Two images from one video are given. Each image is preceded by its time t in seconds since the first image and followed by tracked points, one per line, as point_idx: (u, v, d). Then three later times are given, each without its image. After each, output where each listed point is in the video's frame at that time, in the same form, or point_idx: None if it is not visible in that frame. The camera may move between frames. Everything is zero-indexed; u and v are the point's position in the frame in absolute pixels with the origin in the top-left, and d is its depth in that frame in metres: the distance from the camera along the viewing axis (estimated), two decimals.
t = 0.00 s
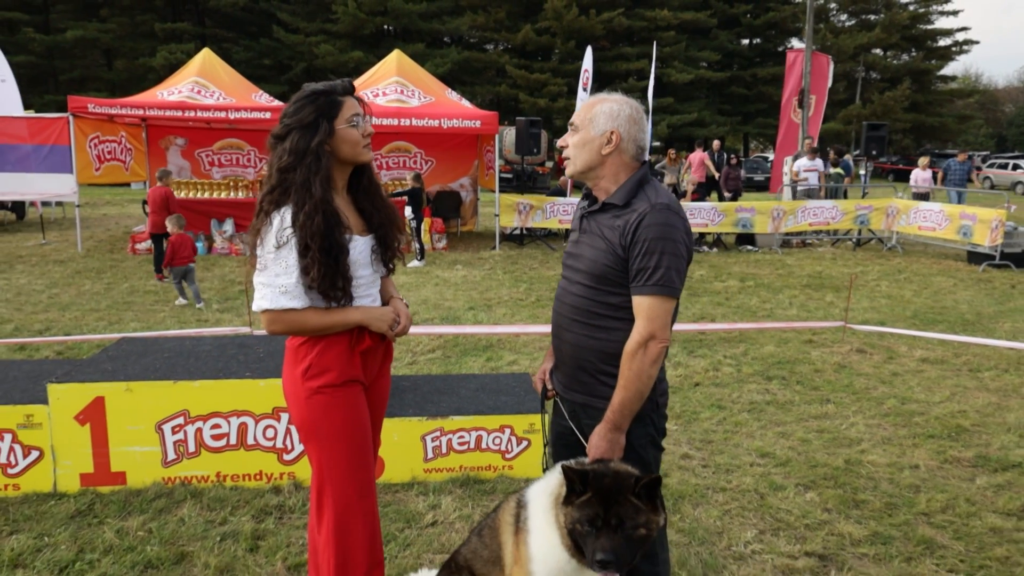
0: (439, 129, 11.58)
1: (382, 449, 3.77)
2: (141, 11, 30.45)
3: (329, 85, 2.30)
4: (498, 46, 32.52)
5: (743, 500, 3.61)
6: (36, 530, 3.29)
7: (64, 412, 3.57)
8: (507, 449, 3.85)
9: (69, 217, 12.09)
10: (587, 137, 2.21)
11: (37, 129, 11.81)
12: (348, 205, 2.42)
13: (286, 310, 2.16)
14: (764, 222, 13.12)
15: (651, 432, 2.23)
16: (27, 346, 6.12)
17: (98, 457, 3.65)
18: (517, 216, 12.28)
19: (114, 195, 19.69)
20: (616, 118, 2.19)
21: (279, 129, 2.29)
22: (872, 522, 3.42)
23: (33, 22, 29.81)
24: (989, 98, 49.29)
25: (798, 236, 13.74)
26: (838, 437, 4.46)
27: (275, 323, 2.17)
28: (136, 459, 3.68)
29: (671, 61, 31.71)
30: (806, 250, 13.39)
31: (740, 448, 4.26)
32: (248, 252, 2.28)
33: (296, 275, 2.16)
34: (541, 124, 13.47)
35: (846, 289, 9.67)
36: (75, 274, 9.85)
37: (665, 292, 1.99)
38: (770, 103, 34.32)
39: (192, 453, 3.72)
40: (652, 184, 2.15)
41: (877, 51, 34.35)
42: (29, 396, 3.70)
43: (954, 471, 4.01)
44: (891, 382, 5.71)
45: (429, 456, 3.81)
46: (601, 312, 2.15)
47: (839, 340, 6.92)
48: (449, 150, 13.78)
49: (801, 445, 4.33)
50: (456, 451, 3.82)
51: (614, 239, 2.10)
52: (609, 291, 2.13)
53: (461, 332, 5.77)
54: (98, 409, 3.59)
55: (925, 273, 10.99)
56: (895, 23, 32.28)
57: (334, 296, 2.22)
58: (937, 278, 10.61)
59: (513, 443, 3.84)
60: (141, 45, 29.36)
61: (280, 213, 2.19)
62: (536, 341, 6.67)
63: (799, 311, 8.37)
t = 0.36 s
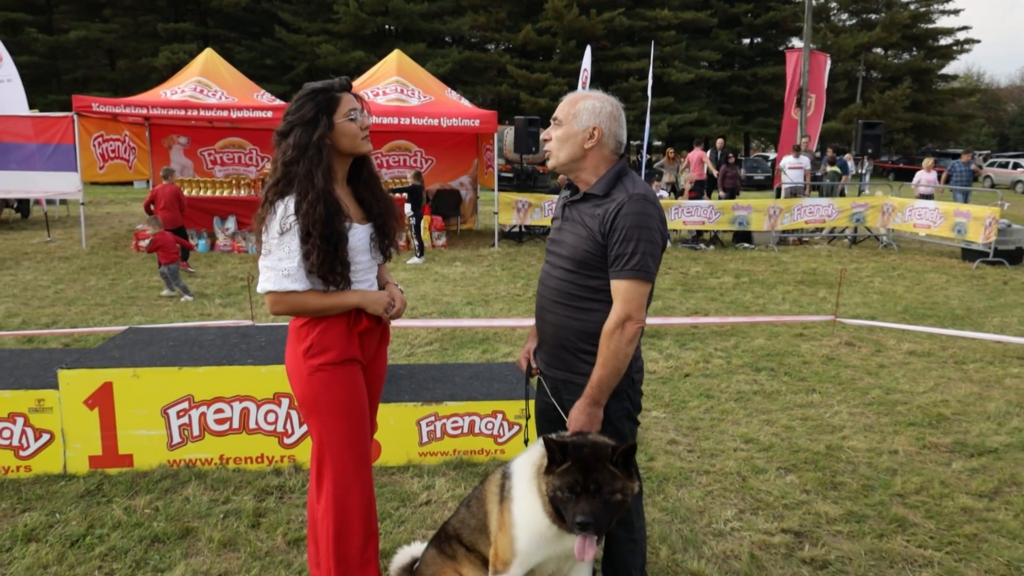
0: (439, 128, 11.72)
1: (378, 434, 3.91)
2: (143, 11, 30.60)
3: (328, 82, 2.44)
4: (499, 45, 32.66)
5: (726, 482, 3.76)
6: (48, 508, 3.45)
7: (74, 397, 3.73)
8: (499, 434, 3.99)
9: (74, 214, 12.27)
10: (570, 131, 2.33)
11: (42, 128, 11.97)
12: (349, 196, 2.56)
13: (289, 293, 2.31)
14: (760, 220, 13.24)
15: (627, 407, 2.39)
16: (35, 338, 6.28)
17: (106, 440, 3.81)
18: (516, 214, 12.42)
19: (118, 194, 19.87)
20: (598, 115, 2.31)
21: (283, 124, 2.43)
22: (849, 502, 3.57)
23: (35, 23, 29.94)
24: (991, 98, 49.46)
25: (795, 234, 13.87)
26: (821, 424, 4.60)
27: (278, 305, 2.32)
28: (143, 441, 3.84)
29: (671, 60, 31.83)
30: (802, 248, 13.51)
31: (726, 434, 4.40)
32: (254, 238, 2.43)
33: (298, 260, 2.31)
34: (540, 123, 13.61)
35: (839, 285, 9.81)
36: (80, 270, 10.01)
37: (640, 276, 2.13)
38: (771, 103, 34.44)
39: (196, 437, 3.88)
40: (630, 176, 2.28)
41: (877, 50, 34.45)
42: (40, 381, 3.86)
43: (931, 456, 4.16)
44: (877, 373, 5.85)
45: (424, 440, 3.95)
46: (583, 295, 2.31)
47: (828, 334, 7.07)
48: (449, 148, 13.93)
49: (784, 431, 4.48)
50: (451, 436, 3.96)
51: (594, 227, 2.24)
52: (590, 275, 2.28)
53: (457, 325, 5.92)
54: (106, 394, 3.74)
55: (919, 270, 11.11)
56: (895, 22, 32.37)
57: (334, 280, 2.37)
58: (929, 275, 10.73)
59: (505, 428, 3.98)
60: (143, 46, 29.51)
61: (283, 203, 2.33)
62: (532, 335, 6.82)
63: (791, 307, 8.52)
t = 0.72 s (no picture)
0: (445, 127, 11.87)
1: (385, 421, 4.07)
2: (153, 12, 30.88)
3: (340, 84, 2.58)
4: (506, 45, 32.81)
5: (719, 468, 3.90)
6: (71, 489, 3.63)
7: (94, 384, 3.90)
8: (501, 422, 4.14)
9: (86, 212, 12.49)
10: (573, 131, 2.43)
11: (56, 127, 12.19)
12: (360, 190, 2.72)
13: (305, 281, 2.46)
14: (764, 218, 13.33)
15: (620, 389, 2.55)
16: (52, 331, 6.48)
17: (125, 425, 3.98)
18: (521, 213, 12.57)
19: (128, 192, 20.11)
20: (598, 116, 2.41)
21: (298, 123, 2.58)
22: (836, 487, 3.71)
23: (46, 23, 30.24)
24: (1000, 97, 49.39)
25: (798, 233, 13.96)
26: (814, 415, 4.74)
27: (296, 292, 2.48)
28: (160, 427, 4.00)
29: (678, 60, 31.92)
30: (806, 247, 13.61)
31: (722, 424, 4.55)
32: (272, 230, 2.59)
33: (314, 250, 2.46)
34: (545, 123, 13.75)
35: (841, 283, 9.91)
36: (94, 266, 10.22)
37: (633, 267, 2.27)
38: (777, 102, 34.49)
39: (211, 423, 4.04)
40: (626, 173, 2.41)
41: (885, 50, 34.45)
42: (62, 369, 4.03)
43: (920, 445, 4.29)
44: (874, 367, 5.98)
45: (429, 428, 4.11)
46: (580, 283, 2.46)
47: (827, 330, 7.20)
48: (455, 148, 14.09)
49: (779, 421, 4.62)
50: (455, 424, 4.12)
51: (591, 220, 2.38)
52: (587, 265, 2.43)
53: (462, 319, 6.08)
54: (125, 382, 3.91)
55: (921, 268, 11.21)
56: (903, 21, 32.37)
57: (347, 269, 2.52)
58: (930, 273, 10.83)
59: (507, 416, 4.13)
60: (153, 46, 29.79)
61: (300, 197, 2.49)
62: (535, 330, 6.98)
63: (792, 304, 8.64)
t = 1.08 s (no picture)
0: (452, 127, 12.04)
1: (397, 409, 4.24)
2: (161, 12, 31.10)
3: (363, 85, 2.76)
4: (511, 45, 32.98)
5: (717, 453, 4.08)
6: (100, 471, 3.82)
7: (120, 372, 4.08)
8: (508, 409, 4.31)
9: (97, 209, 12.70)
10: (579, 132, 2.59)
11: (70, 126, 12.39)
12: (380, 186, 2.90)
13: (330, 269, 2.64)
14: (766, 217, 13.49)
15: (622, 370, 2.72)
16: (71, 325, 6.67)
17: (149, 411, 4.16)
18: (527, 212, 12.75)
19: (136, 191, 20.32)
20: (603, 117, 2.58)
21: (323, 121, 2.76)
22: (829, 470, 3.88)
23: (55, 23, 30.46)
24: (1005, 97, 49.37)
25: (800, 232, 14.11)
26: (810, 405, 4.91)
27: (322, 280, 2.66)
28: (182, 414, 4.19)
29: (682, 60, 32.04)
30: (807, 245, 13.77)
31: (721, 413, 4.71)
32: (299, 222, 2.77)
33: (339, 240, 2.64)
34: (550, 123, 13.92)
35: (842, 281, 10.06)
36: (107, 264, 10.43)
37: (637, 257, 2.45)
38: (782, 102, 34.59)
39: (230, 409, 4.23)
40: (629, 170, 2.58)
41: (890, 50, 34.55)
42: (89, 358, 4.22)
43: (912, 433, 4.46)
44: (870, 361, 6.15)
45: (439, 415, 4.29)
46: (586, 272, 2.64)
47: (825, 325, 7.36)
48: (461, 147, 14.27)
49: (776, 410, 4.79)
50: (464, 411, 4.30)
51: (597, 214, 2.56)
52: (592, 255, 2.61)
53: (469, 313, 6.26)
54: (149, 370, 4.10)
55: (920, 266, 11.35)
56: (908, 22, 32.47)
57: (369, 259, 2.70)
58: (930, 271, 10.97)
59: (514, 404, 4.30)
60: (160, 46, 30.01)
61: (326, 191, 2.67)
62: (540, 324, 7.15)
63: (792, 300, 8.81)
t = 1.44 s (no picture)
0: (456, 127, 12.22)
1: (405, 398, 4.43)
2: (166, 13, 31.31)
3: (377, 91, 2.95)
4: (514, 46, 33.15)
5: (712, 441, 4.26)
6: (124, 456, 4.01)
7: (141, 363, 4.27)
8: (513, 400, 4.50)
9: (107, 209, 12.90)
10: (579, 136, 2.77)
11: (80, 127, 12.63)
12: (392, 185, 3.08)
13: (344, 263, 2.83)
14: (766, 217, 13.65)
15: (619, 357, 2.91)
16: (86, 321, 6.85)
17: (169, 401, 4.36)
18: (530, 211, 12.94)
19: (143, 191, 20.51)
20: (602, 122, 2.75)
21: (340, 124, 2.95)
22: (819, 456, 4.07)
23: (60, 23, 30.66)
24: (1007, 97, 49.42)
25: (800, 231, 14.28)
26: (804, 396, 5.09)
27: (336, 273, 2.85)
28: (201, 403, 4.38)
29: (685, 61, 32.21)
30: (807, 244, 13.94)
31: (717, 404, 4.90)
32: (315, 218, 2.96)
33: (352, 236, 2.83)
34: (553, 123, 14.11)
35: (840, 279, 10.22)
36: (118, 262, 10.62)
37: (632, 254, 2.63)
38: (783, 102, 34.73)
39: (247, 399, 4.42)
40: (627, 173, 2.76)
41: (892, 51, 34.70)
42: (111, 350, 4.41)
43: (900, 422, 4.64)
44: (863, 355, 6.32)
45: (446, 404, 4.48)
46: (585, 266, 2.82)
47: (821, 321, 7.54)
48: (465, 147, 14.46)
49: (770, 401, 4.98)
50: (470, 401, 4.49)
51: (597, 213, 2.74)
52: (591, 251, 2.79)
53: (474, 309, 6.44)
54: (170, 361, 4.29)
55: (918, 265, 11.52)
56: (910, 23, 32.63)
57: (380, 254, 2.89)
58: (927, 270, 11.14)
59: (518, 394, 4.48)
60: (166, 46, 30.21)
61: (340, 190, 2.86)
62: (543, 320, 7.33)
63: (789, 297, 8.99)
